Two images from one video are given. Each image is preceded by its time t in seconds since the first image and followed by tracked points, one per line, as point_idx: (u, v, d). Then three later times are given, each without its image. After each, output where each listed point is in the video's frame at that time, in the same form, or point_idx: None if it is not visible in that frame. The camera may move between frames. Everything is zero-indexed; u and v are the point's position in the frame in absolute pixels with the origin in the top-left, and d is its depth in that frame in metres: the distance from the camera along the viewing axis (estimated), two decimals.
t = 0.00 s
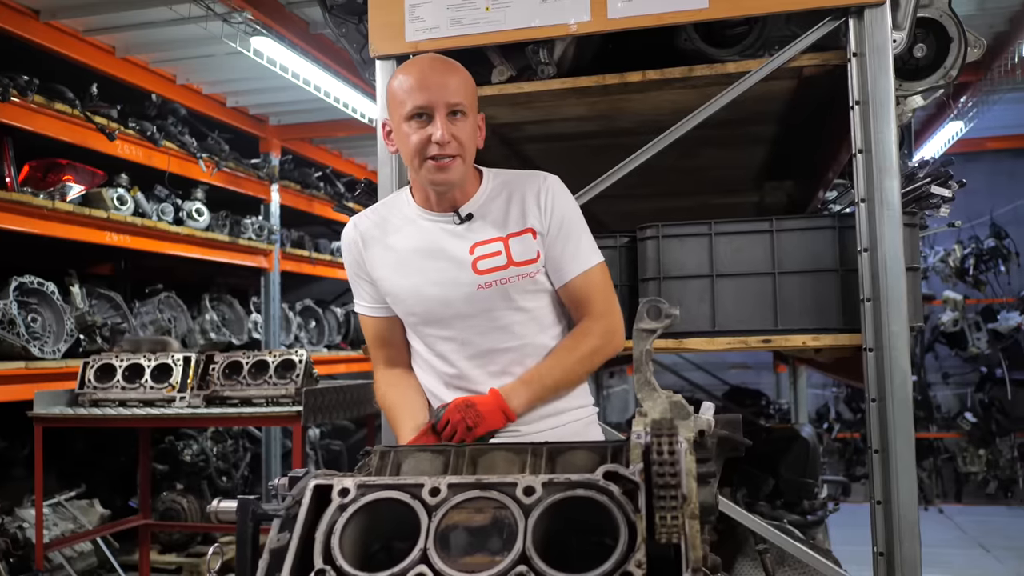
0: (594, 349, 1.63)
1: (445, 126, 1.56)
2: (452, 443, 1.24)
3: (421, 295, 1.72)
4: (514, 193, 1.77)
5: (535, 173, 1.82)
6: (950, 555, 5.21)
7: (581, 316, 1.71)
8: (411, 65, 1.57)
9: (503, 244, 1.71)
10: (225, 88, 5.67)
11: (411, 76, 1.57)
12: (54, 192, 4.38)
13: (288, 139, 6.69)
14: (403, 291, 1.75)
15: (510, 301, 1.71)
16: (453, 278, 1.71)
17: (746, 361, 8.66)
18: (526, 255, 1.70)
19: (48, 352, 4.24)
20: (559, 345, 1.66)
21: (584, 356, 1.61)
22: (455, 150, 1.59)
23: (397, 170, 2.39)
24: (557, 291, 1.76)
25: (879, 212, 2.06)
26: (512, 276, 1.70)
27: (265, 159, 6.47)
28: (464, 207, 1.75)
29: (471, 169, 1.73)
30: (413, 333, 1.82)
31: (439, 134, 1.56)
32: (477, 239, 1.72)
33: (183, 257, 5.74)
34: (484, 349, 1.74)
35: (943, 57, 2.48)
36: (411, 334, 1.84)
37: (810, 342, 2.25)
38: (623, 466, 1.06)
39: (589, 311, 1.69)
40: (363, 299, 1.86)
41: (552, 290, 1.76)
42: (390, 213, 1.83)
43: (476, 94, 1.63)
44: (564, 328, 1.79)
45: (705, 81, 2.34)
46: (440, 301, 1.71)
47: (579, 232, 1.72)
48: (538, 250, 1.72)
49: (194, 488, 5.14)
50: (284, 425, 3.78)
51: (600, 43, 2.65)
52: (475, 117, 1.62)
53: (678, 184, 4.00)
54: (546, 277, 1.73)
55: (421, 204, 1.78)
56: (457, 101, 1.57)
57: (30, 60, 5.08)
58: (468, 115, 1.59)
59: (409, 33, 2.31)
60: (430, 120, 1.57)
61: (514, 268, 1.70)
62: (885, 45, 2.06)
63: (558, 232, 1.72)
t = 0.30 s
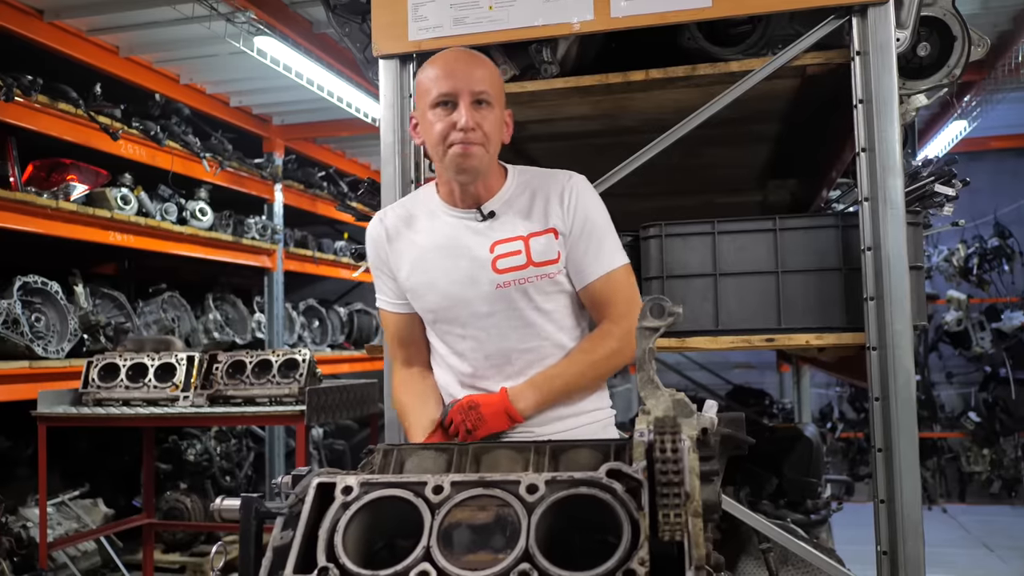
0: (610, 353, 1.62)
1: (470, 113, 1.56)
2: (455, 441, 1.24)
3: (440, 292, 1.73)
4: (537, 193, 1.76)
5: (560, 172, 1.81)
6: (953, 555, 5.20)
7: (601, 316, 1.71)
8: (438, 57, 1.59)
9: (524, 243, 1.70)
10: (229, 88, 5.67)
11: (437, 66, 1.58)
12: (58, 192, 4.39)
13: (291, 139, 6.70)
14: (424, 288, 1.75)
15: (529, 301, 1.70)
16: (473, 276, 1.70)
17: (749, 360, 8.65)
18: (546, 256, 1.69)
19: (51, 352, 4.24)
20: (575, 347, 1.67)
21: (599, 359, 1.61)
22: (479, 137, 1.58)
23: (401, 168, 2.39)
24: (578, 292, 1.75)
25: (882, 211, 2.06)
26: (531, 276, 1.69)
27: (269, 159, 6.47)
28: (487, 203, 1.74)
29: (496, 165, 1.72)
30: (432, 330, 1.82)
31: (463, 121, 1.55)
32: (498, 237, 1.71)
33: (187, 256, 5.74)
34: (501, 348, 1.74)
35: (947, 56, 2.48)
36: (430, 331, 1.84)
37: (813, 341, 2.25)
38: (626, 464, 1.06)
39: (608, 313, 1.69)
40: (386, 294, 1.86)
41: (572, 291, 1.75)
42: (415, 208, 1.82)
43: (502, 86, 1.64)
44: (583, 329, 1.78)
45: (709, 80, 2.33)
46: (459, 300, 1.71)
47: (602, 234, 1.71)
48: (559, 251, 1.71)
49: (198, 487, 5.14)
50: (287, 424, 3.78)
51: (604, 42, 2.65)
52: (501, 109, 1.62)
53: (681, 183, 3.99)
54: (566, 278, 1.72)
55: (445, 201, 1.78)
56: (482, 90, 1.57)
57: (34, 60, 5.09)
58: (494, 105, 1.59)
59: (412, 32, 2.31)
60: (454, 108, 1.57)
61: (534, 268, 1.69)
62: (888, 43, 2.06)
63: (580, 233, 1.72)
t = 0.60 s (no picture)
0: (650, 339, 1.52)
1: (522, 107, 1.56)
2: (456, 440, 1.25)
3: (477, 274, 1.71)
4: (585, 189, 1.75)
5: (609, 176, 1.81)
6: (954, 555, 5.20)
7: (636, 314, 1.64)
8: (497, 48, 1.59)
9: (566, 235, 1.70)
10: (230, 88, 5.68)
11: (495, 58, 1.59)
12: (60, 192, 4.40)
13: (293, 139, 6.71)
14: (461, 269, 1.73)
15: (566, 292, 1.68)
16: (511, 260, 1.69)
17: (751, 360, 8.65)
18: (587, 250, 1.68)
19: (53, 352, 4.25)
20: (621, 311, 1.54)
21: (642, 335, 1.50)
22: (530, 131, 1.58)
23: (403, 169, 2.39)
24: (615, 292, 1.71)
25: (883, 211, 2.06)
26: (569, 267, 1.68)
27: (271, 159, 6.48)
28: (533, 192, 1.74)
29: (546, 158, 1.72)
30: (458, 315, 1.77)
31: (515, 114, 1.56)
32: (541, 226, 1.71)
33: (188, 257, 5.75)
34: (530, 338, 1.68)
35: (948, 56, 2.48)
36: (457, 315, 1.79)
37: (813, 341, 2.25)
38: (626, 463, 1.07)
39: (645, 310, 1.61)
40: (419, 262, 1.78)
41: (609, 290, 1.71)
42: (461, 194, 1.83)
43: (558, 80, 1.63)
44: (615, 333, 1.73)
45: (709, 80, 2.34)
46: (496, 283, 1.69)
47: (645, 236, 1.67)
48: (601, 248, 1.69)
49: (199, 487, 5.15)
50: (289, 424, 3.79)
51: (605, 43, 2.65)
52: (555, 104, 1.62)
53: (683, 184, 4.00)
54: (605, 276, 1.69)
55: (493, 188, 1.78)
56: (536, 85, 1.57)
57: (36, 60, 5.10)
58: (548, 99, 1.59)
59: (414, 33, 2.32)
60: (508, 100, 1.58)
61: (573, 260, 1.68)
62: (888, 43, 2.06)
63: (623, 230, 1.69)
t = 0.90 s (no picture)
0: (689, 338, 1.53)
1: (572, 117, 1.55)
2: (455, 441, 1.25)
3: (506, 277, 1.71)
4: (622, 196, 1.75)
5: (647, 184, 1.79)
6: (953, 554, 5.20)
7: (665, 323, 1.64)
8: (548, 50, 1.55)
9: (598, 244, 1.70)
10: (230, 89, 5.69)
11: (547, 61, 1.55)
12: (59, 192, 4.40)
13: (293, 139, 6.71)
14: (490, 269, 1.72)
15: (593, 301, 1.69)
16: (542, 266, 1.70)
17: (750, 361, 8.65)
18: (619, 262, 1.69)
19: (52, 353, 4.25)
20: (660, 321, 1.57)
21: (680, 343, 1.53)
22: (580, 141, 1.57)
23: (402, 169, 2.39)
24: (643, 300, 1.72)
25: (881, 211, 2.06)
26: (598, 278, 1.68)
27: (270, 159, 6.48)
28: (568, 196, 1.73)
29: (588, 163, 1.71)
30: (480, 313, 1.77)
31: (564, 125, 1.55)
32: (574, 233, 1.71)
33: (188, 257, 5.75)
34: (553, 344, 1.69)
35: (946, 56, 2.49)
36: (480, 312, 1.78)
37: (812, 341, 2.25)
38: (625, 463, 1.07)
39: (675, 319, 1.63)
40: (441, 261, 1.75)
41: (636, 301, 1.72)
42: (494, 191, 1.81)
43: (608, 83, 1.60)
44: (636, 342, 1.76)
45: (708, 81, 2.34)
46: (525, 288, 1.70)
47: (676, 251, 1.68)
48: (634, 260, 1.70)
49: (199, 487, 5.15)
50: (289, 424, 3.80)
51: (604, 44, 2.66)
52: (603, 111, 1.60)
53: (682, 184, 4.00)
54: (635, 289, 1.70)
55: (528, 188, 1.76)
56: (588, 94, 1.54)
57: (36, 60, 5.11)
58: (597, 108, 1.57)
59: (413, 34, 2.32)
60: (558, 107, 1.55)
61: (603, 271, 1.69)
62: (887, 44, 2.06)
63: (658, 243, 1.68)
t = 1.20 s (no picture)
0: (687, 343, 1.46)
1: (567, 123, 1.55)
2: (455, 442, 1.26)
3: (513, 286, 1.75)
4: (626, 197, 1.75)
5: (651, 179, 1.78)
6: (951, 554, 5.21)
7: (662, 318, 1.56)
8: (542, 53, 1.55)
9: (603, 249, 1.72)
10: (228, 89, 5.69)
11: (540, 64, 1.54)
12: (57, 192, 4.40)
13: (291, 139, 6.71)
14: (498, 278, 1.77)
15: (599, 308, 1.72)
16: (548, 274, 1.73)
17: (748, 361, 8.66)
18: (624, 266, 1.70)
19: (50, 353, 4.24)
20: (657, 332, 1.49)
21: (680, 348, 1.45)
22: (576, 147, 1.58)
23: (401, 170, 2.39)
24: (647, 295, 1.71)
25: (879, 212, 2.07)
26: (604, 284, 1.71)
27: (268, 159, 6.48)
28: (572, 202, 1.75)
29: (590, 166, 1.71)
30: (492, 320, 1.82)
31: (559, 131, 1.55)
32: (579, 239, 1.73)
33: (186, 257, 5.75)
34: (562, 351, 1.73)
35: (944, 58, 2.49)
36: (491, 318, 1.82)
37: (810, 342, 2.25)
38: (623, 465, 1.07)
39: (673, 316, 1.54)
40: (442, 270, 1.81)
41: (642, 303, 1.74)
42: (500, 196, 1.84)
43: (604, 84, 1.59)
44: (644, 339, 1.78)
45: (707, 82, 2.35)
46: (532, 297, 1.73)
47: (683, 246, 1.63)
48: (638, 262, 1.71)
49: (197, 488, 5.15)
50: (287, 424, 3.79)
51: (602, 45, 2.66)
52: (600, 114, 1.59)
53: (680, 184, 4.00)
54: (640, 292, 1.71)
55: (533, 193, 1.78)
56: (582, 98, 1.54)
57: (35, 60, 5.11)
58: (592, 113, 1.56)
59: (412, 35, 2.32)
60: (552, 114, 1.56)
61: (609, 277, 1.71)
62: (884, 46, 2.07)
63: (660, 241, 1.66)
